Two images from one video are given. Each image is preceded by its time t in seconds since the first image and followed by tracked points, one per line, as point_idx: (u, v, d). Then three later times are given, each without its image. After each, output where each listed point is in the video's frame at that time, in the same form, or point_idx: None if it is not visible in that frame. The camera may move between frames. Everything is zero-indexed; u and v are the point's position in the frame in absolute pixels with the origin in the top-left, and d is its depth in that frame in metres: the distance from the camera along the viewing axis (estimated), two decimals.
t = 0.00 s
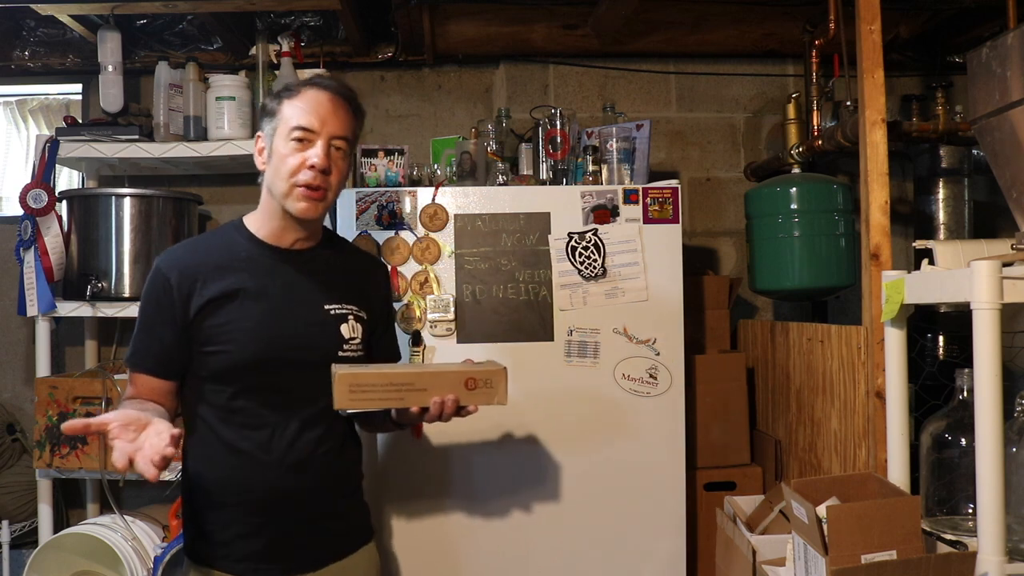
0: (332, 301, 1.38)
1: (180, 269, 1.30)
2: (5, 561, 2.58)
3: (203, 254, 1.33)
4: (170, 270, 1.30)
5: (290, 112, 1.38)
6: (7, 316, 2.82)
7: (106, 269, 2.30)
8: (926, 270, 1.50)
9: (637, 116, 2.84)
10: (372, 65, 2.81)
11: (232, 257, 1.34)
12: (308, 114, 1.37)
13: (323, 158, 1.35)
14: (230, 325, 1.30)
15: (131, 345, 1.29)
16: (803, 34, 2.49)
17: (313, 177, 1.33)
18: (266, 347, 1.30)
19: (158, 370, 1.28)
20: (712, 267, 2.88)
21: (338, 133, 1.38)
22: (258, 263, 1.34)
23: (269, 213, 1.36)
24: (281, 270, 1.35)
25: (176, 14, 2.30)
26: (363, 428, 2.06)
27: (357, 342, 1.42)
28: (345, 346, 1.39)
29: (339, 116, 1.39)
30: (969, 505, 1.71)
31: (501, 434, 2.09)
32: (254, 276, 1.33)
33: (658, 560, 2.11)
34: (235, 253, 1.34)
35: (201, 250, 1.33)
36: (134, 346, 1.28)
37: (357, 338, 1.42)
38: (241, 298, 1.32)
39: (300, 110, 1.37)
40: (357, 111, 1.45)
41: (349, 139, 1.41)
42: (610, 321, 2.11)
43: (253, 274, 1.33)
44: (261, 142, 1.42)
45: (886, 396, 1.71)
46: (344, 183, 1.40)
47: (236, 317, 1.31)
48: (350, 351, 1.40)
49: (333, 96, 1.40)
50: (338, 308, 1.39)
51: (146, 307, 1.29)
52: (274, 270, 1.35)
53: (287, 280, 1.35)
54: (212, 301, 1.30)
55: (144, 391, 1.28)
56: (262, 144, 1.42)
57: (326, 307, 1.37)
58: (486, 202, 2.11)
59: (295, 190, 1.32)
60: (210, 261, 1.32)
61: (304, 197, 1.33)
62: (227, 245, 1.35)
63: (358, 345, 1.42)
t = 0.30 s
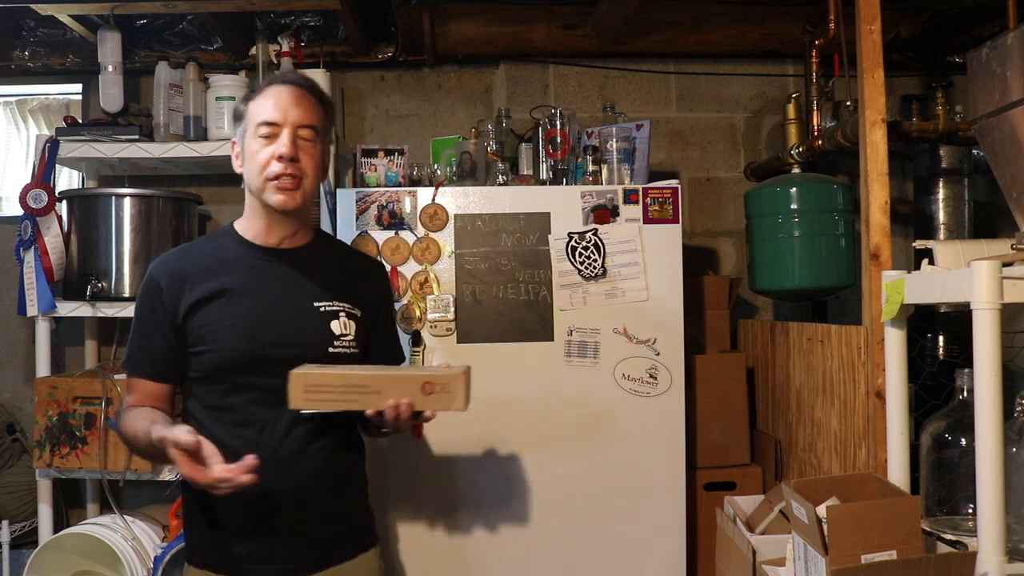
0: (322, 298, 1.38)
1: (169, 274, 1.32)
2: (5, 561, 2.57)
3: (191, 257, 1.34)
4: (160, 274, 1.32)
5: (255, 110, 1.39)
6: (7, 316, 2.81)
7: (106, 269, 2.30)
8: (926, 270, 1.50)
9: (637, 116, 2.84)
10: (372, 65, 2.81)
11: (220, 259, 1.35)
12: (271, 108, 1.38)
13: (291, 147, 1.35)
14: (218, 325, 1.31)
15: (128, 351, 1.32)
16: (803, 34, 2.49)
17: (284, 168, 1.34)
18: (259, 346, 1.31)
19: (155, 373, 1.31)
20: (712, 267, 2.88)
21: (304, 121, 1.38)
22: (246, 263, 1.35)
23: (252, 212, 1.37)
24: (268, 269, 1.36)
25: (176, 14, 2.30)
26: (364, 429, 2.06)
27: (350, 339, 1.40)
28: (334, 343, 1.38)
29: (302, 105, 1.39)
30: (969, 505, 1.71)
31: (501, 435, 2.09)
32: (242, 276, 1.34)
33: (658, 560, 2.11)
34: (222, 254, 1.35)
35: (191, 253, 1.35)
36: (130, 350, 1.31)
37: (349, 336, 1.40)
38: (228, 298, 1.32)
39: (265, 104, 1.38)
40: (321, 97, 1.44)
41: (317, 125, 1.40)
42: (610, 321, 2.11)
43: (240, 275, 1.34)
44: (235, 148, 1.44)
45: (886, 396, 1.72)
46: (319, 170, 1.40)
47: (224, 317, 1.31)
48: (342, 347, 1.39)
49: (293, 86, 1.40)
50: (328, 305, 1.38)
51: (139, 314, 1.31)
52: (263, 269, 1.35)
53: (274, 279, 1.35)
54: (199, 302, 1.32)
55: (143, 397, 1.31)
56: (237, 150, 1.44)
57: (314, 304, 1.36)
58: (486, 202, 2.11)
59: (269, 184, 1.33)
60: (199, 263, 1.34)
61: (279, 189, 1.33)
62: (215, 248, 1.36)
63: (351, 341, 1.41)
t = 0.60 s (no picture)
0: (319, 292, 1.37)
1: (168, 276, 1.35)
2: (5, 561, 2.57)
3: (188, 258, 1.37)
4: (157, 276, 1.35)
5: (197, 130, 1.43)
6: (7, 316, 2.81)
7: (106, 269, 2.30)
8: (926, 270, 1.50)
9: (637, 116, 2.84)
10: (372, 65, 2.81)
11: (217, 260, 1.36)
12: (207, 121, 1.41)
13: (235, 143, 1.37)
14: (215, 325, 1.33)
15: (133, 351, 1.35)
16: (803, 34, 2.49)
17: (237, 163, 1.36)
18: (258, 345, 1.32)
19: (155, 372, 1.34)
20: (712, 267, 2.88)
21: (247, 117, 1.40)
22: (243, 263, 1.36)
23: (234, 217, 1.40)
24: (262, 266, 1.36)
25: (176, 14, 2.30)
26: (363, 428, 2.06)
27: (348, 331, 1.39)
28: (331, 335, 1.37)
29: (233, 103, 1.42)
30: (969, 505, 1.71)
31: (501, 434, 2.09)
32: (237, 276, 1.35)
33: (658, 560, 2.11)
34: (218, 255, 1.37)
35: (189, 254, 1.37)
36: (133, 351, 1.34)
37: (347, 328, 1.39)
38: (223, 297, 1.33)
39: (204, 118, 1.42)
40: (254, 90, 1.46)
41: (257, 112, 1.42)
42: (610, 321, 2.11)
43: (235, 275, 1.35)
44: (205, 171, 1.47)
45: (886, 396, 1.72)
46: (278, 152, 1.40)
47: (219, 317, 1.33)
48: (339, 339, 1.38)
49: (220, 92, 1.44)
50: (325, 299, 1.37)
51: (142, 315, 1.34)
52: (259, 268, 1.36)
53: (269, 278, 1.36)
54: (194, 302, 1.33)
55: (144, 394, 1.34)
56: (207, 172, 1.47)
57: (309, 298, 1.36)
58: (486, 202, 2.11)
59: (230, 184, 1.36)
60: (196, 263, 1.36)
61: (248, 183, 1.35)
62: (213, 250, 1.37)
63: (350, 334, 1.40)
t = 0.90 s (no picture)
0: (311, 278, 1.40)
1: (160, 247, 1.39)
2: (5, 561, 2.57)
3: (184, 237, 1.40)
4: (153, 248, 1.39)
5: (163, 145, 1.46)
6: (7, 316, 2.82)
7: (106, 269, 2.30)
8: (926, 270, 1.50)
9: (637, 116, 2.84)
10: (372, 65, 2.81)
11: (209, 239, 1.40)
12: (169, 134, 1.44)
13: (201, 149, 1.40)
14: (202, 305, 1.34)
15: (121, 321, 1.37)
16: (804, 33, 2.49)
17: (208, 169, 1.38)
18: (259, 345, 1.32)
19: (140, 340, 1.37)
20: (712, 267, 2.88)
21: (207, 122, 1.42)
22: (234, 252, 1.38)
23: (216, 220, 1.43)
24: (252, 256, 1.38)
25: (177, 14, 2.30)
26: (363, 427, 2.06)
27: (344, 313, 1.41)
28: (329, 318, 1.38)
29: (191, 112, 1.44)
30: (969, 505, 1.71)
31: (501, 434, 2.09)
32: (228, 261, 1.37)
33: (658, 560, 2.11)
34: (211, 239, 1.40)
35: (182, 232, 1.41)
36: (123, 317, 1.38)
37: (343, 311, 1.41)
38: (211, 276, 1.35)
39: (167, 131, 1.44)
40: (208, 93, 1.48)
41: (217, 114, 1.44)
42: (610, 321, 2.11)
43: (228, 254, 1.38)
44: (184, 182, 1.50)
45: (886, 396, 1.72)
46: (245, 149, 1.42)
47: (204, 295, 1.34)
48: (337, 322, 1.39)
49: (175, 103, 1.46)
50: (318, 283, 1.39)
51: (132, 283, 1.38)
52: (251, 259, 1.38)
53: (259, 267, 1.38)
54: (181, 275, 1.36)
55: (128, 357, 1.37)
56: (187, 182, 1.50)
57: (303, 284, 1.38)
58: (486, 202, 2.11)
59: (205, 190, 1.38)
60: (190, 243, 1.39)
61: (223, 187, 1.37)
62: (206, 230, 1.41)
63: (347, 315, 1.41)
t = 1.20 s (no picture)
0: (312, 279, 1.40)
1: (162, 239, 1.38)
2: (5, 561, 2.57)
3: (184, 230, 1.40)
4: (155, 240, 1.39)
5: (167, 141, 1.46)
6: (7, 316, 2.82)
7: (106, 269, 2.30)
8: (926, 270, 1.50)
9: (637, 116, 2.84)
10: (372, 65, 2.81)
11: (211, 235, 1.39)
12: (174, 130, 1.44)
13: (205, 147, 1.40)
14: (204, 299, 1.34)
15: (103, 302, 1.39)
16: (803, 33, 2.49)
17: (211, 168, 1.39)
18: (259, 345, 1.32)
19: (136, 329, 1.36)
20: (712, 267, 2.88)
21: (211, 119, 1.43)
22: (234, 247, 1.39)
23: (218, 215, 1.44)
24: (253, 254, 1.38)
25: (176, 14, 2.30)
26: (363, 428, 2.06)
27: (346, 316, 1.41)
28: (329, 320, 1.38)
29: (194, 109, 1.44)
30: (969, 505, 1.71)
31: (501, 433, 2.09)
32: (228, 257, 1.37)
33: (658, 560, 2.11)
34: (210, 233, 1.40)
35: (184, 224, 1.41)
36: (122, 307, 1.37)
37: (344, 313, 1.40)
38: (213, 271, 1.36)
39: (171, 128, 1.45)
40: (214, 90, 1.48)
41: (221, 112, 1.44)
42: (610, 321, 2.11)
43: (229, 251, 1.38)
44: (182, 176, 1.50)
45: (886, 396, 1.71)
46: (249, 149, 1.43)
47: (206, 290, 1.35)
48: (338, 324, 1.39)
49: (180, 100, 1.46)
50: (319, 285, 1.39)
51: (132, 274, 1.37)
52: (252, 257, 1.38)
53: (259, 264, 1.38)
54: (183, 268, 1.36)
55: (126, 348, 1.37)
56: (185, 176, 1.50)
57: (304, 285, 1.38)
58: (486, 202, 2.11)
59: (208, 188, 1.39)
60: (191, 236, 1.39)
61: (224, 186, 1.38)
62: (209, 225, 1.41)
63: (348, 318, 1.41)
